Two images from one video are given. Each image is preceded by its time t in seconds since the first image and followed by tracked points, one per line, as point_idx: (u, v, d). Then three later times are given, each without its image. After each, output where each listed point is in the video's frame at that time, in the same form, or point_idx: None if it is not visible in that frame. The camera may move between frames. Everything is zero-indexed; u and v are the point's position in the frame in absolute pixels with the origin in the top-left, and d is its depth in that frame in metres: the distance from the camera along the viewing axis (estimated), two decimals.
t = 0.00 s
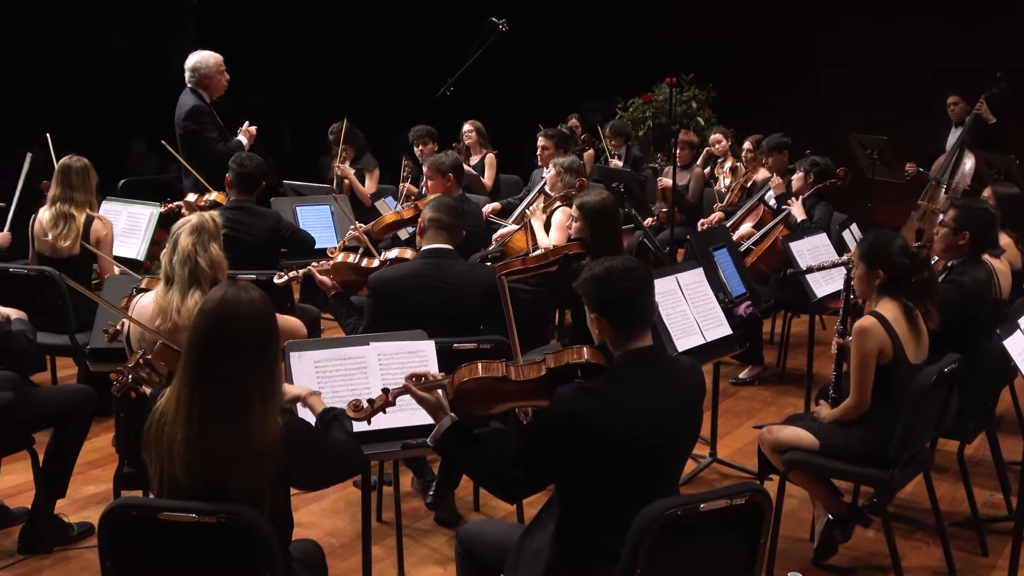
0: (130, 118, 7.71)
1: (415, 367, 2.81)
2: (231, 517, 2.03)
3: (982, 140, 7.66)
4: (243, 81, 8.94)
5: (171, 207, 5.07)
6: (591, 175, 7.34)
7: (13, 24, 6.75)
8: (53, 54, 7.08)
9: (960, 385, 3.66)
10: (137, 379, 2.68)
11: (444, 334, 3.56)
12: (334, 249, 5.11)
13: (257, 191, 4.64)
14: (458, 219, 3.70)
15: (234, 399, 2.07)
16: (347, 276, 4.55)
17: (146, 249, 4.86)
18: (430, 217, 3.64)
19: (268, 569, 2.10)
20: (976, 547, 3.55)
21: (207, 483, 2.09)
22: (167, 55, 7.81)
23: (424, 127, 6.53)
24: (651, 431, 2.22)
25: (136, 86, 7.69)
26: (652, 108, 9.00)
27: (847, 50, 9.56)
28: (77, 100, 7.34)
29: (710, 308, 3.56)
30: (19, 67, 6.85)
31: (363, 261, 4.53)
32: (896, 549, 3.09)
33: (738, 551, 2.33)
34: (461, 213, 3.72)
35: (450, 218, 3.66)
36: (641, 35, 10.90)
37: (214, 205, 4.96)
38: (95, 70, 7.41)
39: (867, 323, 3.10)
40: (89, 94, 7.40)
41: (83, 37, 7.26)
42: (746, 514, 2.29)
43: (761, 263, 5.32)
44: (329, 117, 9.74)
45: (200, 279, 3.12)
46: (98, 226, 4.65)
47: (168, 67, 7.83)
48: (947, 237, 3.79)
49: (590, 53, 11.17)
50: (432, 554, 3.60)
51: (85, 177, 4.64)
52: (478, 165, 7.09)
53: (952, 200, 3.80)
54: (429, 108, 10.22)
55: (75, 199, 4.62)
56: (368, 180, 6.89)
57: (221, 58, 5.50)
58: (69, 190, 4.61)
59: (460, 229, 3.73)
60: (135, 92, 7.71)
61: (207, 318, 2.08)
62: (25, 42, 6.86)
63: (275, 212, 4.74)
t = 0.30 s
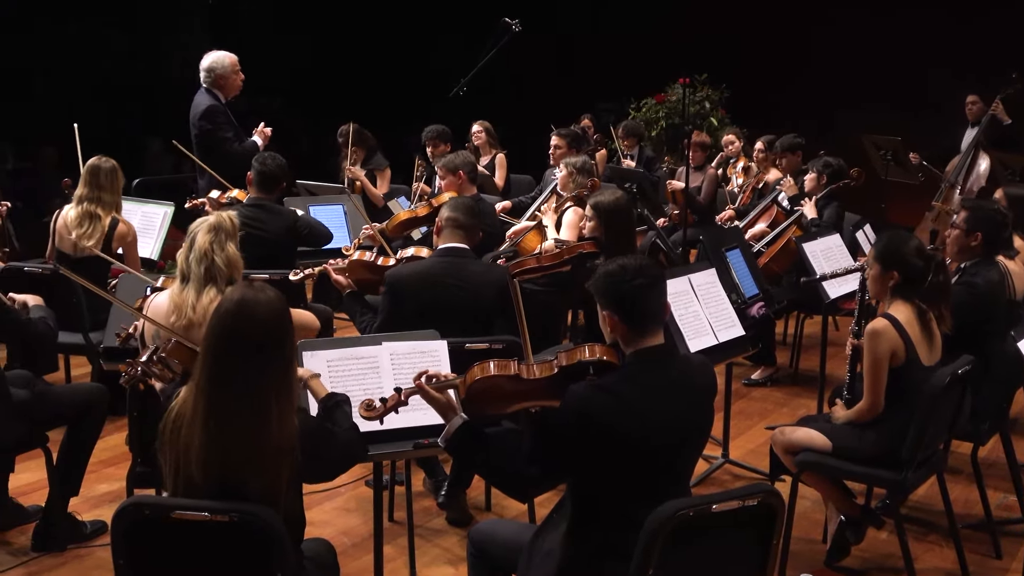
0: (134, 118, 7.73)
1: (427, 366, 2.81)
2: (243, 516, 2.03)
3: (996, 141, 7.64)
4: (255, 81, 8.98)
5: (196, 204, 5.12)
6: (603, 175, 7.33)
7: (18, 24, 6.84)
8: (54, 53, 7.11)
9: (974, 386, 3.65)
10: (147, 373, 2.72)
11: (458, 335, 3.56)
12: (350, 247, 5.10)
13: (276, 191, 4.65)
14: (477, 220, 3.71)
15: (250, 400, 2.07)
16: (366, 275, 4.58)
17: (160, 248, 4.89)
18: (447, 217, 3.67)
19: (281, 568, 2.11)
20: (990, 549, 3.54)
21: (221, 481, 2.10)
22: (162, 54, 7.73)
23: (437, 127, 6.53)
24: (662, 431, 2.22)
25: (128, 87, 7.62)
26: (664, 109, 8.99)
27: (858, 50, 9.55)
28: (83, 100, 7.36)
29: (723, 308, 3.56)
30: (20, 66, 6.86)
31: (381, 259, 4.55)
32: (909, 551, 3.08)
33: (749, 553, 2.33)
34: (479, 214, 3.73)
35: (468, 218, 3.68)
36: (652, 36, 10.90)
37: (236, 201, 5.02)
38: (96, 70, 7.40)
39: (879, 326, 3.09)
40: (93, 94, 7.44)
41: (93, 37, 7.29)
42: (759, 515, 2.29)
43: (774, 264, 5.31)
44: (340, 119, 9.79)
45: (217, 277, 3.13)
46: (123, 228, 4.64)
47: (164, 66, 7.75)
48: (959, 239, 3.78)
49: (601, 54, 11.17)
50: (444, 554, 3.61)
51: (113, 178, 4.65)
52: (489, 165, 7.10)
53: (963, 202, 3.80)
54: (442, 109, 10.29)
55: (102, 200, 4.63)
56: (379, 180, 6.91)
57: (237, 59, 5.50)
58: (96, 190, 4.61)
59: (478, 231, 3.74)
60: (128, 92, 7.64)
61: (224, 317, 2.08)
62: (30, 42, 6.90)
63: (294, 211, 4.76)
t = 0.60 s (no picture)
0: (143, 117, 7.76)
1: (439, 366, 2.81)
2: (254, 515, 2.03)
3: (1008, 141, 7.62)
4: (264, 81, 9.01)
5: (216, 204, 5.12)
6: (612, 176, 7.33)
7: (30, 23, 6.87)
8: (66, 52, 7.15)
9: (986, 388, 3.64)
10: (161, 373, 2.75)
11: (469, 335, 3.56)
12: (363, 246, 5.10)
13: (293, 190, 4.68)
14: (492, 221, 3.71)
15: (262, 401, 2.08)
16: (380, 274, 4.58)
17: (172, 247, 4.90)
18: (463, 217, 3.67)
19: (292, 568, 2.11)
20: (1002, 551, 3.53)
21: (233, 481, 2.10)
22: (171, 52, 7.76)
23: (448, 128, 6.53)
24: (673, 432, 2.21)
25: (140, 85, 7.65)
26: (675, 109, 8.98)
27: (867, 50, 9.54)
28: (94, 99, 7.39)
29: (734, 308, 3.56)
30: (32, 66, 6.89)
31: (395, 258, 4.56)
32: (920, 552, 3.07)
33: (759, 554, 2.32)
34: (493, 215, 3.73)
35: (484, 218, 3.67)
36: (661, 35, 10.90)
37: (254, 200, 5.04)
38: (106, 69, 7.44)
39: (891, 327, 3.08)
40: (104, 93, 7.47)
41: (103, 36, 7.32)
42: (770, 517, 2.28)
43: (786, 264, 5.33)
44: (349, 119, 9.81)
45: (231, 276, 3.13)
46: (144, 225, 4.66)
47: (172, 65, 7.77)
48: (970, 240, 3.77)
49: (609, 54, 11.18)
50: (454, 554, 3.61)
51: (134, 175, 4.66)
52: (499, 166, 7.10)
53: (973, 203, 3.80)
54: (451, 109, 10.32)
55: (124, 197, 4.66)
56: (390, 181, 6.92)
57: (252, 60, 5.50)
58: (118, 187, 4.63)
59: (493, 231, 3.74)
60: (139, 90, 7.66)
61: (237, 317, 2.09)
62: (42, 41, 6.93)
63: (310, 211, 4.78)
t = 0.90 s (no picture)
0: (154, 116, 7.78)
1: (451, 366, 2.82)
2: (264, 515, 2.04)
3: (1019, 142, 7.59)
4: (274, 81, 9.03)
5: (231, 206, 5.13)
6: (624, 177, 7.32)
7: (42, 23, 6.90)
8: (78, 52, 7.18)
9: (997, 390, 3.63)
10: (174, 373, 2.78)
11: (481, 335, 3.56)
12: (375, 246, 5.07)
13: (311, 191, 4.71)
14: (506, 222, 3.71)
15: (272, 401, 2.08)
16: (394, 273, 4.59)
17: (184, 247, 4.92)
18: (477, 218, 3.67)
19: (302, 568, 2.11)
20: (1014, 554, 3.52)
21: (244, 480, 2.11)
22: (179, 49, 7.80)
23: (460, 129, 6.53)
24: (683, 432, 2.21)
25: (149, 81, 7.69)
26: (687, 109, 8.97)
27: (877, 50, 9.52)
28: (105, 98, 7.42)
29: (744, 309, 3.56)
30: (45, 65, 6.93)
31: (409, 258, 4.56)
32: (931, 555, 3.06)
33: (770, 556, 2.31)
34: (508, 216, 3.73)
35: (499, 219, 3.67)
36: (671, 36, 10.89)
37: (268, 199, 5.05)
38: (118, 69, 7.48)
39: (904, 329, 3.07)
40: (115, 91, 7.50)
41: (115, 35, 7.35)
42: (781, 518, 2.28)
43: (797, 265, 5.34)
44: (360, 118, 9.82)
45: (241, 273, 3.14)
46: (156, 223, 4.71)
47: (181, 62, 7.82)
48: (977, 242, 3.77)
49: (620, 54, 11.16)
50: (465, 553, 3.62)
51: (143, 173, 4.68)
52: (510, 166, 7.10)
53: (974, 206, 3.80)
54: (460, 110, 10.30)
55: (135, 194, 4.67)
56: (401, 181, 6.92)
57: (260, 56, 5.50)
58: (128, 185, 4.65)
59: (507, 232, 3.74)
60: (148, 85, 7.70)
61: (247, 317, 2.09)
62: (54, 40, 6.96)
63: (322, 210, 4.77)
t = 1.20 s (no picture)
0: (164, 116, 7.81)
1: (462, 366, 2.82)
2: (273, 514, 2.04)
3: None
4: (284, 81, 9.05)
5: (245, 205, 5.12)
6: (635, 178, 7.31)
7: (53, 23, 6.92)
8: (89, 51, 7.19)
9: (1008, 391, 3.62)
10: (180, 376, 2.82)
11: (491, 335, 3.56)
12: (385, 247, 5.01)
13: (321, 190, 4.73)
14: (520, 223, 3.71)
15: (278, 399, 2.08)
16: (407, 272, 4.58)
17: (195, 246, 4.94)
18: (491, 219, 3.67)
19: (311, 567, 2.11)
20: None
21: (252, 479, 2.11)
22: (180, 48, 7.76)
23: (472, 131, 6.53)
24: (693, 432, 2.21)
25: (149, 81, 7.62)
26: (699, 110, 8.96)
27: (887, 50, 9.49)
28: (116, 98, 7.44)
29: (755, 310, 3.55)
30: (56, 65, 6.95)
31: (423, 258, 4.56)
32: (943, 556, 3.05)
33: (780, 556, 2.31)
34: (521, 217, 3.72)
35: (512, 220, 3.67)
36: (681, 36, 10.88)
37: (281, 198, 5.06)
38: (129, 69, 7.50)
39: (916, 329, 3.06)
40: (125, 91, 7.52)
41: (126, 35, 7.37)
42: (792, 519, 2.28)
43: (808, 265, 5.34)
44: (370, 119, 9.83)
45: (249, 269, 3.16)
46: (158, 224, 4.71)
47: (185, 62, 7.80)
48: (979, 245, 3.82)
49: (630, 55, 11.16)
50: (475, 553, 3.62)
51: (144, 174, 4.68)
52: (521, 166, 7.11)
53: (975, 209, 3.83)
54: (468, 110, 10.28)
55: (136, 196, 4.67)
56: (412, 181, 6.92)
57: (270, 56, 5.51)
58: (129, 187, 4.65)
59: (521, 233, 3.74)
60: (148, 85, 7.63)
61: (251, 316, 2.09)
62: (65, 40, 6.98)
63: (334, 209, 4.77)
